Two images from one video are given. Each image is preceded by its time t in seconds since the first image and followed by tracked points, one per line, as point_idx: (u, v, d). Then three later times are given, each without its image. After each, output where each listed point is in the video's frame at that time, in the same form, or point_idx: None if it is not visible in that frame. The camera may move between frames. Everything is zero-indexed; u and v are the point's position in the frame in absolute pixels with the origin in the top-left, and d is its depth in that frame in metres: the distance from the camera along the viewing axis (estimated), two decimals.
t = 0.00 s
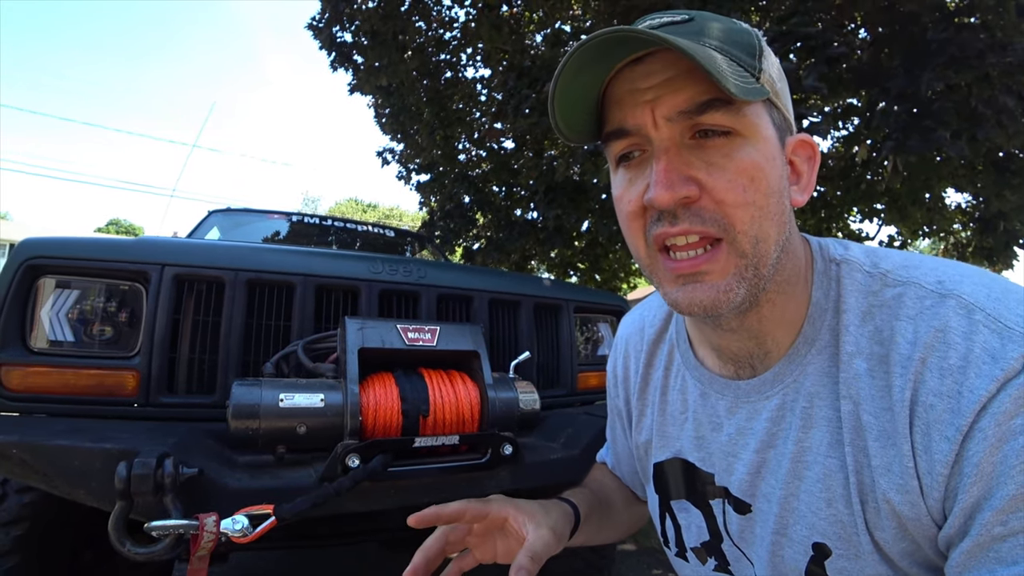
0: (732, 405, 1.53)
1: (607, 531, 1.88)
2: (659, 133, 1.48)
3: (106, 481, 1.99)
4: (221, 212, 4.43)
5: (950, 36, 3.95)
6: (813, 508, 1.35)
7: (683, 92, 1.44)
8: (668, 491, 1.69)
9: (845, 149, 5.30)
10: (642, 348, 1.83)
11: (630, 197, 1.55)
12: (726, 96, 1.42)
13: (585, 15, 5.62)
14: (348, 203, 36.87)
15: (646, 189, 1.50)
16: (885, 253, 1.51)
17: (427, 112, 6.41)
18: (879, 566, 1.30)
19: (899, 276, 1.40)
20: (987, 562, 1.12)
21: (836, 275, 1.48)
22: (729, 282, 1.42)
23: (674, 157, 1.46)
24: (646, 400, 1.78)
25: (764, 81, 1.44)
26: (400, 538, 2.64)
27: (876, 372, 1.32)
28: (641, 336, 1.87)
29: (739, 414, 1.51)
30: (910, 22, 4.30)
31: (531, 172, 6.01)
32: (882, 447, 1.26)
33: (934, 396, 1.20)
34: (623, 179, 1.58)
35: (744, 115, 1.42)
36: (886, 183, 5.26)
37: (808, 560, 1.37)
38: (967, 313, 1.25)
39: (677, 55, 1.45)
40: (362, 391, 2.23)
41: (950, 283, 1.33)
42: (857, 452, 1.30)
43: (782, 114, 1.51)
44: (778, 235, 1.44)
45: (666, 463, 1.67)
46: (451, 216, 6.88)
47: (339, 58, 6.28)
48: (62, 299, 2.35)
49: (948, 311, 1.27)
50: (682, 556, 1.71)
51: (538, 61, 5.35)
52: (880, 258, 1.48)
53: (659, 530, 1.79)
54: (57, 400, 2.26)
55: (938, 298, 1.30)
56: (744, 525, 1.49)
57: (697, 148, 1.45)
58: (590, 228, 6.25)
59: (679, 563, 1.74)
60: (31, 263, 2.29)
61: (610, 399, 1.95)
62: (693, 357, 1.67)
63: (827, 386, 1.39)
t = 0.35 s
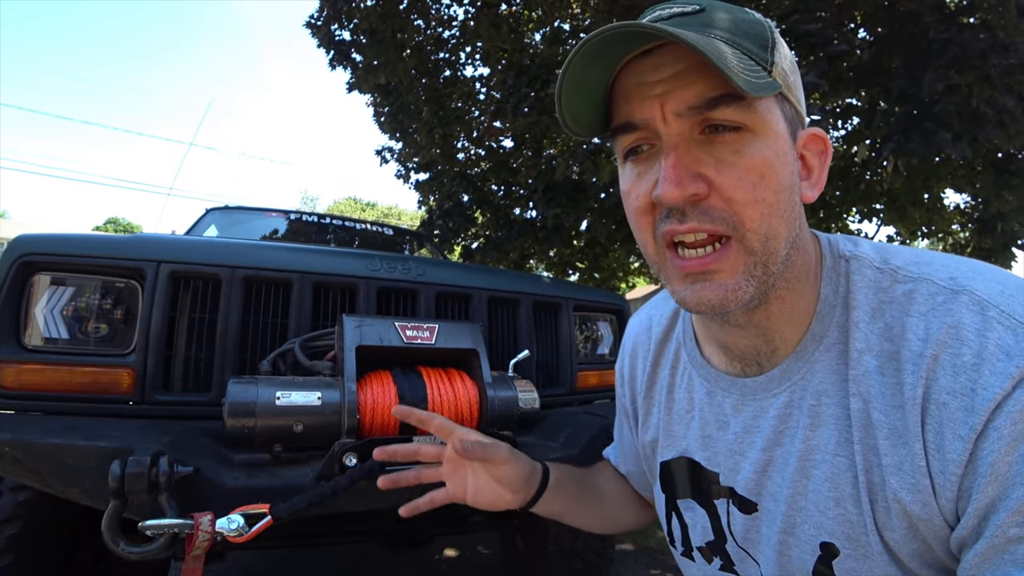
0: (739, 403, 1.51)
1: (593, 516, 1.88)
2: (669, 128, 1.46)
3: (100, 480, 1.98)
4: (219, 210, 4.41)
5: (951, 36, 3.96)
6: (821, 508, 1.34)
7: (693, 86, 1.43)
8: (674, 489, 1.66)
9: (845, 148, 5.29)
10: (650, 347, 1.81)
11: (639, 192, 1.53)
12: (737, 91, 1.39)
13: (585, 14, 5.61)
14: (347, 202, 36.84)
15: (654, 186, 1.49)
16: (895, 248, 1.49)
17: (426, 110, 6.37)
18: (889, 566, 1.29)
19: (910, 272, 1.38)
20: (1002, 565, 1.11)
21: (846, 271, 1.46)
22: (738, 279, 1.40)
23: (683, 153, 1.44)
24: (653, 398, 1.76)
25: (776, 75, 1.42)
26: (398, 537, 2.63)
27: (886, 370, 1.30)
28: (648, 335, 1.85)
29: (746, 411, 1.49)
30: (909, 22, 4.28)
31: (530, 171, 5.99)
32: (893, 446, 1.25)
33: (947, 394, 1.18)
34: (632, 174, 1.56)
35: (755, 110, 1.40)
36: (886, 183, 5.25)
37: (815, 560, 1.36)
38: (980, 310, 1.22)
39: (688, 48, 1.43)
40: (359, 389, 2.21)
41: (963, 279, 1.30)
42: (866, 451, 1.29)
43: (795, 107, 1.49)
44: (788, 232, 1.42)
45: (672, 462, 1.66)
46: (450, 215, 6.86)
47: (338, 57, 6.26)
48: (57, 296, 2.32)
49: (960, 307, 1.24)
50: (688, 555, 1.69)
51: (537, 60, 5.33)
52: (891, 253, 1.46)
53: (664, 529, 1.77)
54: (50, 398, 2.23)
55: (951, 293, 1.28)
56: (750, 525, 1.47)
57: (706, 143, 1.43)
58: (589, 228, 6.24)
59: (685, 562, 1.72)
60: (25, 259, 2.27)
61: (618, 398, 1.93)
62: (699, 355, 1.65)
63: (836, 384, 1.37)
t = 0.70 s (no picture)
0: (733, 406, 1.50)
1: (573, 521, 1.84)
2: (667, 143, 1.45)
3: (98, 476, 1.98)
4: (218, 207, 4.40)
5: (954, 39, 3.95)
6: (811, 509, 1.33)
7: (691, 101, 1.42)
8: (668, 492, 1.66)
9: (845, 150, 5.29)
10: (646, 352, 1.81)
11: (636, 205, 1.53)
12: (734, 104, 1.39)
13: (587, 14, 5.60)
14: (347, 200, 36.83)
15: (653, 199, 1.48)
16: (885, 252, 1.49)
17: (426, 108, 6.26)
18: (879, 569, 1.29)
19: (899, 276, 1.38)
20: (987, 567, 1.11)
21: (837, 275, 1.46)
22: (737, 292, 1.40)
23: (682, 167, 1.44)
24: (650, 402, 1.75)
25: (772, 85, 1.42)
26: (395, 536, 2.63)
27: (875, 373, 1.30)
28: (644, 340, 1.84)
29: (739, 415, 1.49)
30: (912, 24, 4.25)
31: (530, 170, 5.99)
32: (881, 448, 1.25)
33: (933, 397, 1.19)
34: (629, 186, 1.55)
35: (752, 123, 1.40)
36: (886, 184, 5.25)
37: (805, 561, 1.36)
38: (966, 314, 1.23)
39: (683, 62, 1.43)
40: (357, 388, 2.20)
41: (951, 283, 1.31)
42: (855, 453, 1.29)
43: (790, 112, 1.50)
44: (784, 242, 1.42)
45: (666, 465, 1.65)
46: (450, 214, 6.99)
47: (339, 54, 6.25)
48: (55, 292, 2.32)
49: (947, 312, 1.25)
50: (683, 557, 1.68)
51: (538, 59, 5.31)
52: (881, 258, 1.46)
53: (659, 531, 1.76)
54: (48, 395, 2.23)
55: (938, 298, 1.29)
56: (743, 527, 1.47)
57: (704, 156, 1.42)
58: (589, 227, 6.24)
59: (680, 564, 1.71)
60: (25, 255, 2.27)
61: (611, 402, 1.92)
62: (694, 359, 1.64)
63: (826, 387, 1.37)
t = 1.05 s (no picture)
0: (742, 412, 1.45)
1: (548, 542, 1.63)
2: (673, 134, 1.43)
3: (101, 466, 1.96)
4: (220, 199, 4.38)
5: (964, 41, 3.89)
6: (821, 510, 1.31)
7: (697, 90, 1.42)
8: (669, 503, 1.59)
9: (850, 150, 5.27)
10: (641, 357, 1.69)
11: (640, 202, 1.48)
12: (739, 94, 1.41)
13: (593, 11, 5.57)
14: (348, 195, 36.79)
15: (660, 195, 1.44)
16: (885, 250, 1.48)
17: (430, 104, 6.28)
18: (889, 569, 1.27)
19: (902, 273, 1.37)
20: (999, 564, 1.09)
21: (839, 274, 1.44)
22: (748, 284, 1.37)
23: (690, 159, 1.42)
24: (648, 411, 1.62)
25: (771, 78, 1.43)
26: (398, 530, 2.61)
27: (881, 372, 1.29)
28: (639, 345, 1.72)
29: (750, 419, 1.44)
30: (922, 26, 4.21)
31: (534, 166, 5.98)
32: (890, 447, 1.24)
33: (941, 395, 1.17)
34: (632, 183, 1.51)
35: (754, 113, 1.41)
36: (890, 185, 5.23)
37: (815, 563, 1.34)
38: (972, 311, 1.22)
39: (689, 51, 1.43)
40: (363, 379, 2.19)
41: (954, 280, 1.30)
42: (864, 453, 1.27)
43: (787, 109, 1.51)
44: (789, 234, 1.41)
45: (668, 474, 1.57)
46: (452, 209, 6.80)
47: (343, 48, 6.22)
48: (59, 280, 2.30)
49: (952, 309, 1.24)
50: (687, 567, 1.61)
51: (544, 54, 5.29)
52: (881, 255, 1.45)
53: (658, 542, 1.68)
54: (50, 384, 2.21)
55: (942, 295, 1.28)
56: (756, 530, 1.43)
57: (710, 146, 1.42)
58: (592, 224, 6.22)
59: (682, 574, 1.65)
60: (28, 242, 2.26)
61: (595, 414, 1.76)
62: (695, 363, 1.57)
63: (834, 387, 1.35)
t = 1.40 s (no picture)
0: (734, 420, 1.44)
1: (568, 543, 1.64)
2: (676, 140, 1.43)
3: (97, 455, 1.96)
4: (221, 189, 4.37)
5: (970, 47, 3.88)
6: (816, 517, 1.31)
7: (701, 94, 1.42)
8: (658, 514, 1.57)
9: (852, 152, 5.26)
10: (632, 368, 1.69)
11: (641, 211, 1.47)
12: (742, 98, 1.41)
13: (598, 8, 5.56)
14: (349, 187, 36.75)
15: (664, 204, 1.44)
16: (880, 256, 1.47)
17: (433, 98, 6.29)
18: None
19: (897, 280, 1.36)
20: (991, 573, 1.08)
21: (834, 279, 1.43)
22: (753, 296, 1.37)
23: (693, 165, 1.42)
24: (640, 422, 1.62)
25: (771, 82, 1.43)
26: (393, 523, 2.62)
27: (876, 380, 1.29)
28: (630, 356, 1.73)
29: (742, 428, 1.43)
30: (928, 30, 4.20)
31: (535, 162, 5.97)
32: (885, 456, 1.23)
33: (936, 404, 1.17)
34: (631, 191, 1.50)
35: (756, 118, 1.41)
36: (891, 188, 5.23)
37: (809, 570, 1.32)
38: (966, 319, 1.21)
39: (691, 55, 1.42)
40: (361, 372, 2.19)
41: (949, 287, 1.29)
42: (859, 460, 1.27)
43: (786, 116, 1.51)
44: (791, 241, 1.41)
45: (658, 486, 1.56)
46: (453, 203, 6.80)
47: (346, 40, 6.20)
48: (57, 268, 2.29)
49: (947, 317, 1.23)
50: None
51: (548, 50, 5.28)
52: (876, 261, 1.45)
53: (652, 551, 1.65)
54: (47, 371, 2.21)
55: (937, 303, 1.27)
56: (749, 538, 1.42)
57: (713, 152, 1.41)
58: (592, 221, 6.22)
59: None
60: (26, 229, 2.25)
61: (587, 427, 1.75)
62: (686, 373, 1.57)
63: (829, 395, 1.34)
